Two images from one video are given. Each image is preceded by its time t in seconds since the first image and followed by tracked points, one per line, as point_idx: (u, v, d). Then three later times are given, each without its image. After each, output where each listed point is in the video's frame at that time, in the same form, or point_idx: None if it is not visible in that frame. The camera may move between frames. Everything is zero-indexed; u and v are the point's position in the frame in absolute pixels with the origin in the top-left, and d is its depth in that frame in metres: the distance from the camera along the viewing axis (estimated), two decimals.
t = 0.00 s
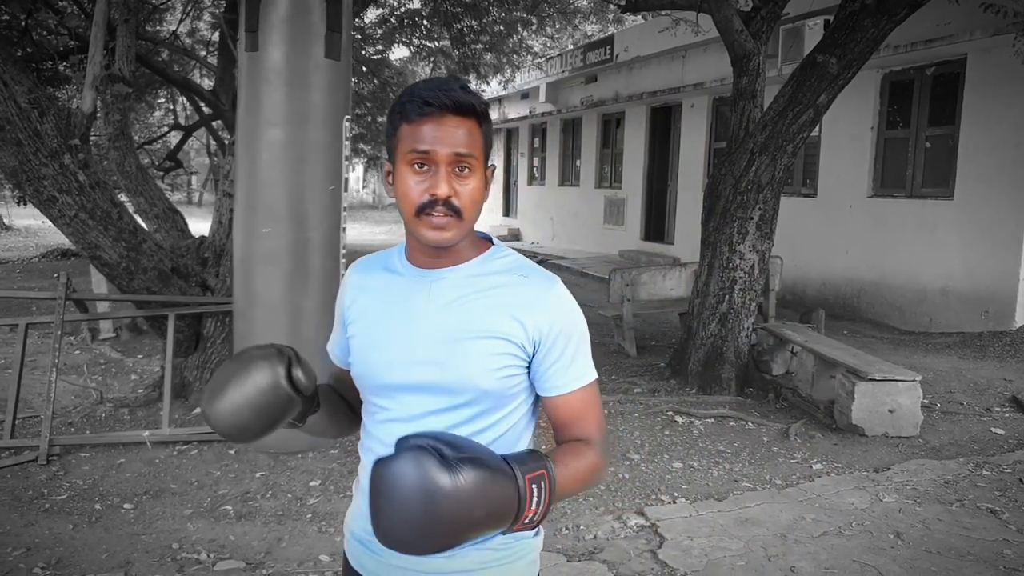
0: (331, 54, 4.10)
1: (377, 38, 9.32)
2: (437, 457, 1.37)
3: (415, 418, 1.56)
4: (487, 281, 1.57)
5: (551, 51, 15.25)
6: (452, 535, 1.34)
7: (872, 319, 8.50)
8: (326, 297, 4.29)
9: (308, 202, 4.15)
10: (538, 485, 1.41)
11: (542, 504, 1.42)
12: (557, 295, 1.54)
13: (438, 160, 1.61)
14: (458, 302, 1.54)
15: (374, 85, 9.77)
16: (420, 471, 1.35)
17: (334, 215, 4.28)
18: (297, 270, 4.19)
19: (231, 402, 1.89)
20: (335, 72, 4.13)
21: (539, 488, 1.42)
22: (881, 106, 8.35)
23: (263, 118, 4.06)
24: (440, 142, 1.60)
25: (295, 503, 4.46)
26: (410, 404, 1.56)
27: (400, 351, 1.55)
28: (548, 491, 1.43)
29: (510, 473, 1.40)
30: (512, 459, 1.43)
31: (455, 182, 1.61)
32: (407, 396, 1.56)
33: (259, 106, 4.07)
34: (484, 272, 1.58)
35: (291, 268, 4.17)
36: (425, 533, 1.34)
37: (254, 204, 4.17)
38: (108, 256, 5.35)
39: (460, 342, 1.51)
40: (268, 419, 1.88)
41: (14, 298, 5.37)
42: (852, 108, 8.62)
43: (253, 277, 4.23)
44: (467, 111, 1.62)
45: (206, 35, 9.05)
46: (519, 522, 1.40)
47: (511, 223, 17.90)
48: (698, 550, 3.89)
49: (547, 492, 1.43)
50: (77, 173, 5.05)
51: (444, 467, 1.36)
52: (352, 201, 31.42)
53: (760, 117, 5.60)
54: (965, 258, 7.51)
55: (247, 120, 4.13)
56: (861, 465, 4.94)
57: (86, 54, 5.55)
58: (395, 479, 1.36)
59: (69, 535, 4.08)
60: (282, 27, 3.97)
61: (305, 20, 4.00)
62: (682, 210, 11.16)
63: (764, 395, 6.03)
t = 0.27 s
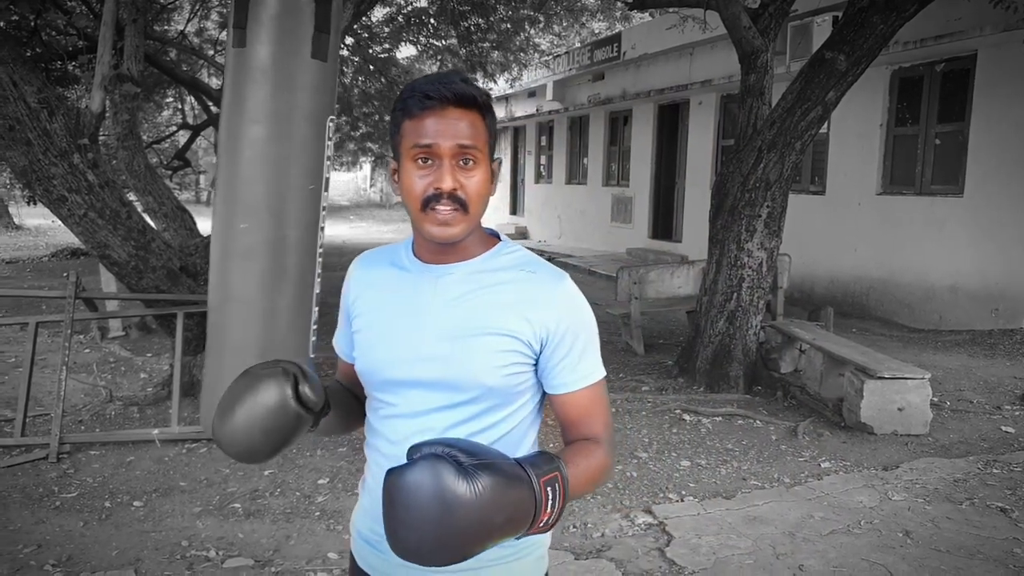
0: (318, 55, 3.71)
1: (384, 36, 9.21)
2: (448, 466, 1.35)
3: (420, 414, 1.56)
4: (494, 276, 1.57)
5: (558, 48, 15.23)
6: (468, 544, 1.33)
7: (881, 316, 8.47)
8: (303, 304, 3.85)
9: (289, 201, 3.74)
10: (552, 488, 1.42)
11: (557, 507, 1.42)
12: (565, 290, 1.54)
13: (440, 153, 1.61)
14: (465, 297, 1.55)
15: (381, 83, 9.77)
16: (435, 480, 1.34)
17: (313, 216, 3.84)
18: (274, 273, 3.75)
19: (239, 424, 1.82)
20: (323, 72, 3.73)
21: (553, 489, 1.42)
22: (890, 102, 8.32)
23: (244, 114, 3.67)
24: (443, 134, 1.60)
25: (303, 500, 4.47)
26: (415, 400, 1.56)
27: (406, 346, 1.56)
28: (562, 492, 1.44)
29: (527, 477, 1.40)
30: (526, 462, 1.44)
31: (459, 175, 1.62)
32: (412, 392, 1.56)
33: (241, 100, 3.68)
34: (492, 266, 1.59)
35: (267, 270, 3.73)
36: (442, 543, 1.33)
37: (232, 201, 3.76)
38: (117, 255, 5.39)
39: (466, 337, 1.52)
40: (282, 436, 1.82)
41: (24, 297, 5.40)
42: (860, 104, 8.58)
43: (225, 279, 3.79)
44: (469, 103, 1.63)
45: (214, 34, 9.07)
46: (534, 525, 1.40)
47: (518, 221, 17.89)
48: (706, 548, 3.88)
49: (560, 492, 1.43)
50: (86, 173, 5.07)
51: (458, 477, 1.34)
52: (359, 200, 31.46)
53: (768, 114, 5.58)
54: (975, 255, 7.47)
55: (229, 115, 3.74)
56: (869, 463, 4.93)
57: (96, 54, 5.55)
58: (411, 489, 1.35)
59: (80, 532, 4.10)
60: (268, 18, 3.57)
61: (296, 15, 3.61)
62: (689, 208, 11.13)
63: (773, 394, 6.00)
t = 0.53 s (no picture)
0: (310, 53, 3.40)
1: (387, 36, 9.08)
2: (450, 448, 1.35)
3: (439, 412, 1.54)
4: (515, 274, 1.53)
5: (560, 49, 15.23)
6: (455, 527, 1.31)
7: (883, 316, 8.47)
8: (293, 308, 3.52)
9: (279, 198, 3.40)
10: (557, 492, 1.37)
11: (561, 514, 1.37)
12: (588, 294, 1.47)
13: (460, 151, 1.58)
14: (484, 294, 1.52)
15: (384, 83, 9.77)
16: (429, 457, 1.33)
17: (303, 219, 3.52)
18: (264, 273, 3.41)
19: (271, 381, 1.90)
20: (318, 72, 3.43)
21: (559, 494, 1.37)
22: (892, 102, 8.32)
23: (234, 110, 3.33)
24: (463, 132, 1.57)
25: (305, 500, 4.47)
26: (434, 397, 1.55)
27: (424, 344, 1.54)
28: (569, 500, 1.38)
29: (526, 473, 1.37)
30: (532, 462, 1.40)
31: (480, 172, 1.58)
32: (432, 389, 1.55)
33: (230, 94, 3.34)
34: (514, 265, 1.55)
35: (254, 270, 3.39)
36: (428, 523, 1.31)
37: (219, 199, 3.41)
38: (120, 255, 5.39)
39: (483, 337, 1.48)
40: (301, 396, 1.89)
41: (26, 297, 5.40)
42: (862, 104, 8.58)
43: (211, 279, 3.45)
44: (490, 101, 1.59)
45: (217, 34, 9.08)
46: (531, 526, 1.36)
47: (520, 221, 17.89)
48: (709, 548, 3.88)
49: (568, 498, 1.38)
50: (89, 173, 5.08)
51: (454, 459, 1.33)
52: (361, 200, 31.48)
53: (770, 113, 5.59)
54: (978, 254, 7.47)
55: (220, 109, 3.40)
56: (872, 462, 4.92)
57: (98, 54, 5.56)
58: (405, 462, 1.34)
59: (82, 532, 4.10)
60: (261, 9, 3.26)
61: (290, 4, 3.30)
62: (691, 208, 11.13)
63: (775, 393, 5.96)
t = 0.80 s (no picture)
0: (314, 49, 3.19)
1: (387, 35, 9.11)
2: (428, 462, 1.23)
3: (476, 426, 1.34)
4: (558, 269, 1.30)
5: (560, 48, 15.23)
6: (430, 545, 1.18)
7: (884, 315, 8.47)
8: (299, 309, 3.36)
9: (283, 200, 3.21)
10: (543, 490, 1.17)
11: (555, 523, 1.14)
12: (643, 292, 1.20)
13: (522, 164, 1.30)
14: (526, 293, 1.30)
15: (384, 82, 9.78)
16: (406, 475, 1.22)
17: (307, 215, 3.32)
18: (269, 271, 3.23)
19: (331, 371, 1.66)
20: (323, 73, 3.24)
21: (541, 494, 1.16)
22: (892, 101, 8.33)
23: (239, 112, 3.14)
24: (525, 144, 1.29)
25: (305, 500, 4.47)
26: (473, 410, 1.34)
27: (464, 348, 1.35)
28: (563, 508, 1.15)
29: (504, 476, 1.20)
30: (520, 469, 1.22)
31: (541, 185, 1.31)
32: (471, 399, 1.35)
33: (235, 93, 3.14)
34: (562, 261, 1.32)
35: (257, 270, 3.21)
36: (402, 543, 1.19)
37: (224, 199, 3.20)
38: (120, 254, 5.39)
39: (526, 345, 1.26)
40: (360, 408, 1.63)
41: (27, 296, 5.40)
42: (862, 104, 8.59)
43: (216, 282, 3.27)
44: (559, 106, 1.30)
45: (217, 33, 9.09)
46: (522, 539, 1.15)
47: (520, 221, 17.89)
48: (708, 547, 3.88)
49: (559, 500, 1.15)
50: (89, 172, 5.08)
51: (430, 474, 1.21)
52: (362, 199, 31.49)
53: (770, 113, 5.59)
54: (978, 254, 7.48)
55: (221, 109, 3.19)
56: (872, 461, 4.93)
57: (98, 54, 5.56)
58: (383, 484, 1.24)
59: (82, 532, 4.10)
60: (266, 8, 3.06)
61: None
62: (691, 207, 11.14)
63: (776, 392, 6.05)
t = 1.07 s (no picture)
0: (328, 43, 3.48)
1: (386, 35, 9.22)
2: (443, 483, 1.27)
3: (515, 427, 1.37)
4: (596, 276, 1.33)
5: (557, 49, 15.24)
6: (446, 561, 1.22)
7: (881, 315, 8.50)
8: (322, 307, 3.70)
9: (304, 199, 2.82)
10: (563, 507, 1.19)
11: (577, 538, 1.17)
12: (684, 307, 1.21)
13: (591, 168, 1.32)
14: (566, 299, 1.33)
15: (383, 82, 9.76)
16: (423, 494, 1.27)
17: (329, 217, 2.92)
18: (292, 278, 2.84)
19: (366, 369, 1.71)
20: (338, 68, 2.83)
21: (562, 513, 1.18)
22: (889, 101, 8.35)
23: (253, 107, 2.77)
24: (595, 149, 1.31)
25: (304, 500, 4.46)
26: (514, 411, 1.38)
27: (509, 348, 1.38)
28: (583, 526, 1.17)
29: (519, 496, 1.22)
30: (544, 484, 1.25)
31: (608, 192, 1.33)
32: (511, 401, 1.38)
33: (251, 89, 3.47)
34: (602, 268, 1.34)
35: (279, 275, 2.83)
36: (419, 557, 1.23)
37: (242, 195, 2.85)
38: (118, 254, 5.38)
39: (566, 349, 1.29)
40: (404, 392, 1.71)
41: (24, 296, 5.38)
42: (859, 104, 8.61)
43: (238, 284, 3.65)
44: (636, 116, 1.32)
45: (216, 33, 9.07)
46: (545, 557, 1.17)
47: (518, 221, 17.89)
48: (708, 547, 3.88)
49: (579, 518, 1.18)
50: (86, 172, 5.06)
51: (446, 495, 1.25)
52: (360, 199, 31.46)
53: (769, 112, 5.60)
54: (974, 254, 7.50)
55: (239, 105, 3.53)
56: (870, 461, 4.94)
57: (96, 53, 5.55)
58: (402, 500, 1.28)
59: (80, 532, 4.09)
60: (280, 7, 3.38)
61: None
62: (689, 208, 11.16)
63: (774, 391, 6.07)
